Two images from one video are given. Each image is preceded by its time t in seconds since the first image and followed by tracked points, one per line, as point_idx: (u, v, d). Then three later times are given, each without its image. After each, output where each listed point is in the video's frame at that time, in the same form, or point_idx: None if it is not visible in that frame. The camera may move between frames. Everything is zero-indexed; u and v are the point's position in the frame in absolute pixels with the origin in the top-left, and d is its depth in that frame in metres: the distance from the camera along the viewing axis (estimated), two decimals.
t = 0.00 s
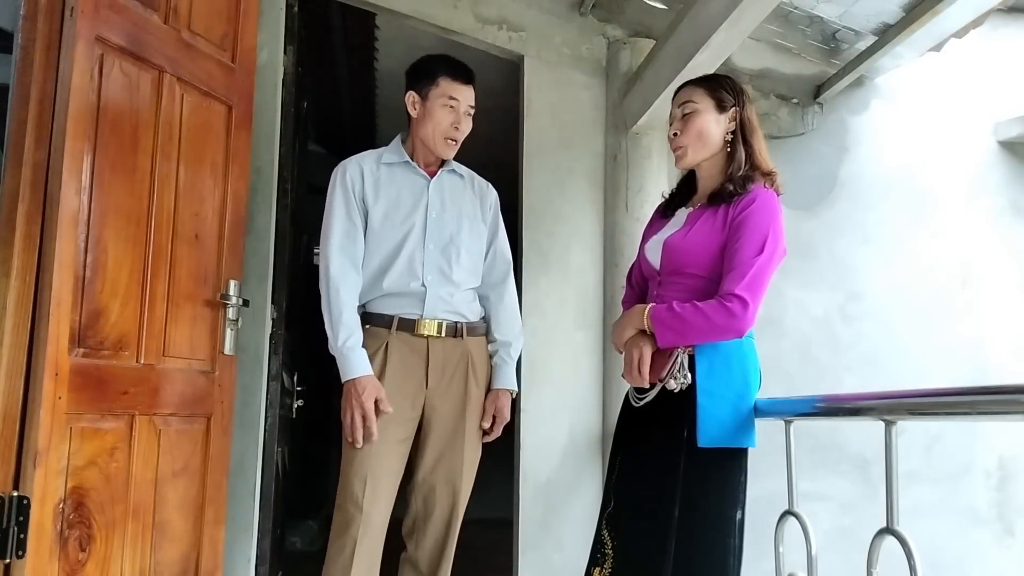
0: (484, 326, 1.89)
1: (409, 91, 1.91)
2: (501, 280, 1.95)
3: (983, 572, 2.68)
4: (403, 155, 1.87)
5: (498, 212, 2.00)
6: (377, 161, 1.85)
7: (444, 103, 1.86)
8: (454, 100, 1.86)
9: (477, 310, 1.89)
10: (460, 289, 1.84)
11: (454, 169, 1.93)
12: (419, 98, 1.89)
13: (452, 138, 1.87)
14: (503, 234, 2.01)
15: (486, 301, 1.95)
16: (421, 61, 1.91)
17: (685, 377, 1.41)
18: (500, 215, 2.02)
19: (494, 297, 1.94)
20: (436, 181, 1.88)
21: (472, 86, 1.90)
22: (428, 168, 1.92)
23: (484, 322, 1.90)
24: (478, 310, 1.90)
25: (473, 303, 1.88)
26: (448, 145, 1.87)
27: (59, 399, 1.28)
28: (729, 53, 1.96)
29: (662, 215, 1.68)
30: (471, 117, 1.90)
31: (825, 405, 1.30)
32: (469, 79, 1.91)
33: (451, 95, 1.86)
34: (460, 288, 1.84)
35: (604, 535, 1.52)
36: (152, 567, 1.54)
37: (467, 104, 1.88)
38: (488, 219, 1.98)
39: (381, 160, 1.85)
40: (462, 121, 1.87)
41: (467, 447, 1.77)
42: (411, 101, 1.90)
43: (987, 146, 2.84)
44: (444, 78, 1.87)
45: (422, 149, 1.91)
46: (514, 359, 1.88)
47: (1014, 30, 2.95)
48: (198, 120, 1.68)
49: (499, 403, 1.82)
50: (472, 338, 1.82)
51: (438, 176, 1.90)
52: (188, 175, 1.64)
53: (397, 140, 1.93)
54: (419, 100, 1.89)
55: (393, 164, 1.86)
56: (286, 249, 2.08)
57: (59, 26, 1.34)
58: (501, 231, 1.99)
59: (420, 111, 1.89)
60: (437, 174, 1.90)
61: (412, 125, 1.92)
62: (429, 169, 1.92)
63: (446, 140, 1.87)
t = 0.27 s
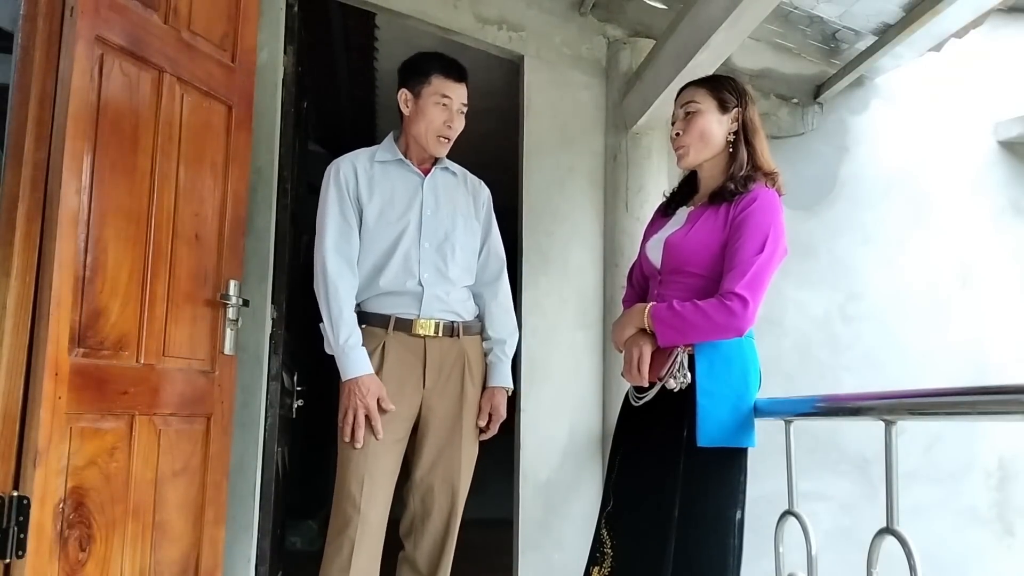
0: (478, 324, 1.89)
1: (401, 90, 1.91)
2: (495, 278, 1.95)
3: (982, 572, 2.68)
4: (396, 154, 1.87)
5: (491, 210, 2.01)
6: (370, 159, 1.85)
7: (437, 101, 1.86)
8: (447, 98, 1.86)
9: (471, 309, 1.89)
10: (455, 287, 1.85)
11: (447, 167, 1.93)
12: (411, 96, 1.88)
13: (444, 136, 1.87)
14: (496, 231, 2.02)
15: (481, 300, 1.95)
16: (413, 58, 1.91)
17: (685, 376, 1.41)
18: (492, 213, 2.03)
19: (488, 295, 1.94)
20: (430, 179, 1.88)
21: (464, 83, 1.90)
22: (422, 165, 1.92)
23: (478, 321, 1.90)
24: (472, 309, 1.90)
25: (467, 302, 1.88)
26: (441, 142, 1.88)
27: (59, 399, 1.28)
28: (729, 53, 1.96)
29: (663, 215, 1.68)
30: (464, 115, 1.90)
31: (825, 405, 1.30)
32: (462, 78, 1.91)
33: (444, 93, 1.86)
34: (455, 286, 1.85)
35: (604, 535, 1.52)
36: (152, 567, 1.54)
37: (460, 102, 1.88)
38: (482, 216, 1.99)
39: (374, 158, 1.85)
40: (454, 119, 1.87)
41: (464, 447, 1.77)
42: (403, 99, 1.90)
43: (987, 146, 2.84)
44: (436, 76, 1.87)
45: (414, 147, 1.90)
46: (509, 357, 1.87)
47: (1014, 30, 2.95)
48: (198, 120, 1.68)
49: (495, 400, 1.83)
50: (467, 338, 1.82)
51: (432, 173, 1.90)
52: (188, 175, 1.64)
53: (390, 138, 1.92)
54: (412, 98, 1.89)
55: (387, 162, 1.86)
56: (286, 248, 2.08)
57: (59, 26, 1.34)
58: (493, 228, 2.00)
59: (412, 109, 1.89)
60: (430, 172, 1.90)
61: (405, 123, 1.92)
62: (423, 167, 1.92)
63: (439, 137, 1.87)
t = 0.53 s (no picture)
0: (475, 325, 1.89)
1: (399, 91, 1.91)
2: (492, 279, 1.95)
3: (982, 572, 2.68)
4: (394, 154, 1.87)
5: (487, 211, 2.01)
6: (367, 161, 1.85)
7: (435, 103, 1.86)
8: (445, 100, 1.87)
9: (468, 309, 1.89)
10: (453, 289, 1.85)
11: (443, 169, 1.94)
12: (409, 97, 1.88)
13: (442, 137, 1.87)
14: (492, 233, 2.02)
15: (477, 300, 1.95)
16: (411, 59, 1.91)
17: (685, 376, 1.41)
18: (488, 213, 2.03)
19: (484, 295, 1.94)
20: (427, 180, 1.88)
21: (462, 85, 1.91)
22: (419, 166, 1.93)
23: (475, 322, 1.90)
24: (469, 310, 1.90)
25: (465, 303, 1.88)
26: (439, 143, 1.88)
27: (59, 399, 1.28)
28: (729, 53, 1.96)
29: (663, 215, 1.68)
30: (461, 115, 1.91)
31: (825, 405, 1.30)
32: (459, 79, 1.92)
33: (442, 94, 1.86)
34: (452, 288, 1.85)
35: (604, 534, 1.52)
36: (152, 567, 1.54)
37: (457, 103, 1.88)
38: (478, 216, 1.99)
39: (371, 160, 1.85)
40: (452, 120, 1.88)
41: (463, 447, 1.77)
42: (400, 100, 1.90)
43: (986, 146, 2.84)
44: (434, 78, 1.88)
45: (412, 147, 1.91)
46: (506, 356, 1.88)
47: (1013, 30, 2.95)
48: (198, 120, 1.68)
49: (493, 400, 1.83)
50: (465, 338, 1.82)
51: (429, 174, 1.90)
52: (187, 175, 1.64)
53: (387, 138, 1.92)
54: (410, 99, 1.89)
55: (384, 164, 1.86)
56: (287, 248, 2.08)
57: (59, 26, 1.34)
58: (489, 230, 2.00)
59: (410, 110, 1.89)
60: (427, 173, 1.90)
61: (402, 124, 1.92)
62: (419, 169, 1.92)
63: (437, 138, 1.87)
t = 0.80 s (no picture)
0: (473, 326, 1.89)
1: (398, 92, 1.91)
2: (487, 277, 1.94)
3: (982, 572, 2.68)
4: (394, 157, 1.87)
5: (484, 213, 2.01)
6: (368, 162, 1.84)
7: (435, 104, 1.86)
8: (445, 101, 1.87)
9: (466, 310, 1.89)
10: (452, 291, 1.85)
11: (442, 171, 1.94)
12: (409, 99, 1.88)
13: (442, 138, 1.88)
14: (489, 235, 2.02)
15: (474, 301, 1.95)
16: (411, 61, 1.91)
17: (685, 376, 1.41)
18: (484, 216, 2.03)
19: (482, 296, 1.94)
20: (427, 183, 1.88)
21: (461, 87, 1.91)
22: (418, 167, 1.92)
23: (473, 323, 1.90)
24: (467, 311, 1.90)
25: (463, 304, 1.88)
26: (439, 144, 1.89)
27: (59, 399, 1.28)
28: (729, 53, 1.96)
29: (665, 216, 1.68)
30: (460, 117, 1.91)
31: (825, 405, 1.30)
32: (458, 81, 1.92)
33: (442, 96, 1.86)
34: (451, 289, 1.85)
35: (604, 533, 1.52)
36: (152, 567, 1.54)
37: (457, 105, 1.89)
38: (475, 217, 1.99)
39: (371, 162, 1.85)
40: (452, 122, 1.88)
41: (463, 448, 1.77)
42: (400, 102, 1.90)
43: (986, 146, 2.84)
44: (434, 80, 1.88)
45: (412, 148, 1.91)
46: (504, 357, 1.89)
47: (1013, 30, 2.95)
48: (198, 120, 1.68)
49: (492, 400, 1.83)
50: (463, 339, 1.83)
51: (428, 177, 1.90)
52: (187, 175, 1.64)
53: (386, 139, 1.92)
54: (409, 101, 1.89)
55: (384, 166, 1.86)
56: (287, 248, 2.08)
57: (59, 26, 1.34)
58: (487, 232, 2.00)
59: (409, 112, 1.89)
60: (427, 175, 1.91)
61: (402, 125, 1.92)
62: (419, 170, 1.92)
63: (438, 139, 1.88)
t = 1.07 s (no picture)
0: (470, 327, 1.89)
1: (398, 95, 1.91)
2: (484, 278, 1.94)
3: (982, 572, 2.68)
4: (394, 158, 1.87)
5: (480, 214, 2.02)
6: (368, 163, 1.84)
7: (435, 106, 1.86)
8: (444, 103, 1.87)
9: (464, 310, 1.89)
10: (450, 292, 1.85)
11: (441, 172, 1.94)
12: (408, 101, 1.89)
13: (441, 140, 1.88)
14: (486, 237, 2.02)
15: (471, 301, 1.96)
16: (410, 63, 1.91)
17: (685, 376, 1.41)
18: (482, 218, 2.03)
19: (479, 297, 1.95)
20: (427, 184, 1.88)
21: (460, 89, 1.91)
22: (418, 169, 1.92)
23: (470, 324, 1.90)
24: (464, 311, 1.90)
25: (460, 305, 1.88)
26: (439, 145, 1.89)
27: (59, 399, 1.28)
28: (729, 53, 1.96)
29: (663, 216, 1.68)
30: (459, 118, 1.91)
31: (825, 405, 1.30)
32: (457, 82, 1.92)
33: (441, 98, 1.87)
34: (450, 291, 1.85)
35: (604, 533, 1.52)
36: (152, 567, 1.54)
37: (456, 107, 1.89)
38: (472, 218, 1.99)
39: (371, 162, 1.84)
40: (451, 124, 1.89)
41: (461, 448, 1.77)
42: (400, 104, 1.90)
43: (987, 146, 2.84)
44: (433, 81, 1.88)
45: (411, 150, 1.91)
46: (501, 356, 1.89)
47: (1013, 30, 2.95)
48: (198, 120, 1.68)
49: (490, 398, 1.83)
50: (461, 340, 1.83)
51: (427, 178, 1.90)
52: (188, 175, 1.64)
53: (385, 141, 1.92)
54: (409, 103, 1.89)
55: (384, 166, 1.86)
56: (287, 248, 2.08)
57: (60, 26, 1.34)
58: (484, 234, 2.00)
59: (408, 113, 1.89)
60: (426, 177, 1.91)
61: (401, 127, 1.92)
62: (419, 172, 1.92)
63: (437, 141, 1.88)
